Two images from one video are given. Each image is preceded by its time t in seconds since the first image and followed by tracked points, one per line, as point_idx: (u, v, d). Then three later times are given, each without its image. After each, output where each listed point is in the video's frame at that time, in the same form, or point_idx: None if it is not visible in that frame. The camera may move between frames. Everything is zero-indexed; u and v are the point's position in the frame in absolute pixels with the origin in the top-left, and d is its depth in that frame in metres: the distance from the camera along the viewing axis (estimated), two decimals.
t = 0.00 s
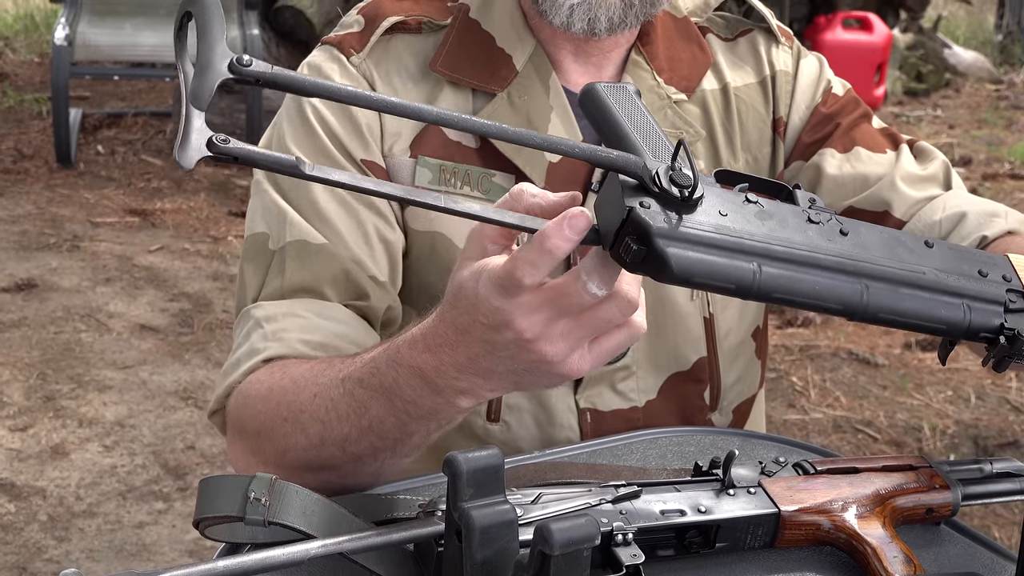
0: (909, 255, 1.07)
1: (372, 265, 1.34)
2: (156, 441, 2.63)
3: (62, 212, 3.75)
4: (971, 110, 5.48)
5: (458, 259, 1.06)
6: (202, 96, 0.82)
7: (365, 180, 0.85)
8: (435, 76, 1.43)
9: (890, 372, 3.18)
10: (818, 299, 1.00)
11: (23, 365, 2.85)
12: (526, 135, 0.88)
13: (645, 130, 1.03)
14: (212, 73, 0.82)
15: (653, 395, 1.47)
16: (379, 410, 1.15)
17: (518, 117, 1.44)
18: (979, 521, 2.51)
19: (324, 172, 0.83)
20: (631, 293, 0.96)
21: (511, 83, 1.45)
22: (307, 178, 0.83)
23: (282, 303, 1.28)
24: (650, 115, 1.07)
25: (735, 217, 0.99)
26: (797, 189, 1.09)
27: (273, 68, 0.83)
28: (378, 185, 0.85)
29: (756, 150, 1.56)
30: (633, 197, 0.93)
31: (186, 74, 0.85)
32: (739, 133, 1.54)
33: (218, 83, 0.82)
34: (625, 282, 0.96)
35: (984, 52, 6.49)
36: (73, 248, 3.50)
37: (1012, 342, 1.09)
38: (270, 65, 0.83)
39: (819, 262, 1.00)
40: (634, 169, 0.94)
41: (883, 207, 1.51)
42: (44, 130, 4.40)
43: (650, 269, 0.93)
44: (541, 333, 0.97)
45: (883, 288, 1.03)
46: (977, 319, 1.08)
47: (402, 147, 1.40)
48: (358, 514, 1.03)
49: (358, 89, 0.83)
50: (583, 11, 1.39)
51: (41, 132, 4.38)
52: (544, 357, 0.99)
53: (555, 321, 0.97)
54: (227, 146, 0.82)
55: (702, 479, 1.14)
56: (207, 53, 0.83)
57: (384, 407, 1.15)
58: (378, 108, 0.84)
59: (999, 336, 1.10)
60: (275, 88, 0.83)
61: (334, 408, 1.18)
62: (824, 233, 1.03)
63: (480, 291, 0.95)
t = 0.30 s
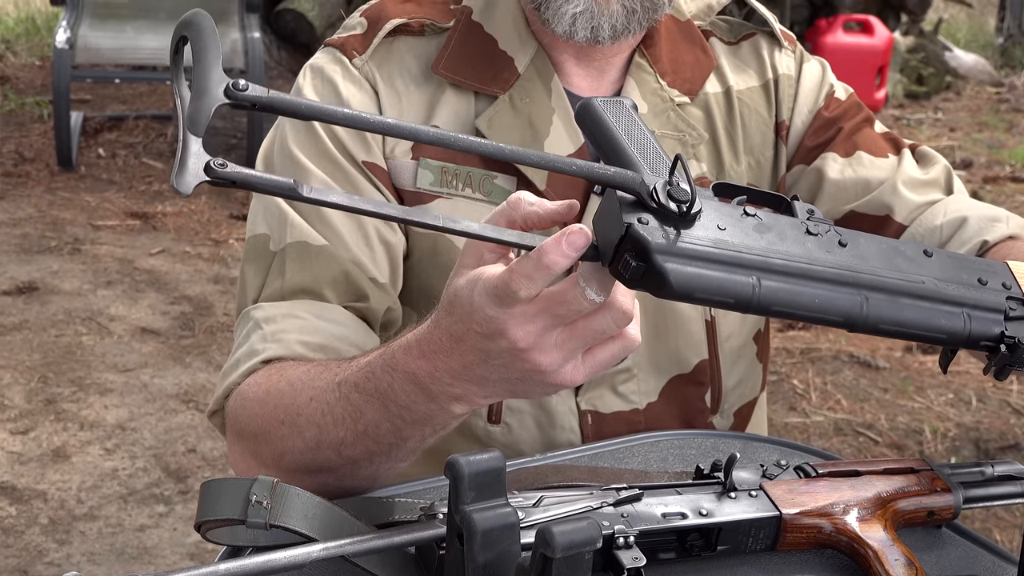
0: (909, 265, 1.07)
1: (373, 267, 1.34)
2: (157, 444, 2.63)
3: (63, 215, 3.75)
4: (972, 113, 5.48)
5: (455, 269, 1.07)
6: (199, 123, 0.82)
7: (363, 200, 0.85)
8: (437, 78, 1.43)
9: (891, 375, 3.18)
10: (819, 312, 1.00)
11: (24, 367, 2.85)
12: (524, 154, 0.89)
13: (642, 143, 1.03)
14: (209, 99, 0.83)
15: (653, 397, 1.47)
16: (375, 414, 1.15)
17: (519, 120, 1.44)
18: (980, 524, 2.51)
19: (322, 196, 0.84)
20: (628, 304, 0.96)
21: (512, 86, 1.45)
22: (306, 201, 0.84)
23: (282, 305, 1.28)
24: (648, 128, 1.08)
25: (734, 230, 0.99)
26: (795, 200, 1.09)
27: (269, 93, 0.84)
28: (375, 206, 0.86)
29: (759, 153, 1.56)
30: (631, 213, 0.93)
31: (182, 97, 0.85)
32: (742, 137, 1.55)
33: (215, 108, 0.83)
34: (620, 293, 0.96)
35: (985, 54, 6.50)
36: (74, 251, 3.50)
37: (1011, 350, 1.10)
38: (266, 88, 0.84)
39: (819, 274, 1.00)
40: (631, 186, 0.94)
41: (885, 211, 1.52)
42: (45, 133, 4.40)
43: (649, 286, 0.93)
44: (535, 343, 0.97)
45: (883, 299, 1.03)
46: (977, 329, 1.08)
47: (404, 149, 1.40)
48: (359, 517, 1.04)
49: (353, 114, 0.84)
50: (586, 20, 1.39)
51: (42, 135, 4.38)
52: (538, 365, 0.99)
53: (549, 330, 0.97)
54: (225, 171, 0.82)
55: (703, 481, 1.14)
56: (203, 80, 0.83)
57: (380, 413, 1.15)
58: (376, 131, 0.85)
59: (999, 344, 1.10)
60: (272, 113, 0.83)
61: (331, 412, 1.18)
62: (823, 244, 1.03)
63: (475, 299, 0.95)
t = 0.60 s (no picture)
0: (909, 265, 1.08)
1: (370, 270, 1.35)
2: (156, 446, 2.63)
3: (63, 217, 3.75)
4: (972, 115, 5.48)
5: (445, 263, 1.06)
6: (199, 119, 0.83)
7: (363, 199, 0.86)
8: (436, 80, 1.43)
9: (891, 377, 3.18)
10: (819, 312, 1.01)
11: (24, 369, 2.85)
12: (526, 153, 0.89)
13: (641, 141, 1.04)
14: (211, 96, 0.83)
15: (653, 399, 1.47)
16: (361, 411, 1.15)
17: (519, 122, 1.44)
18: (980, 526, 2.51)
19: (321, 193, 0.85)
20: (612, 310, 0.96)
21: (512, 88, 1.45)
22: (306, 198, 0.85)
23: (279, 305, 1.28)
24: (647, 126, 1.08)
25: (734, 230, 0.99)
26: (795, 200, 1.09)
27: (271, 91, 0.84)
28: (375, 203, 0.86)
29: (759, 155, 1.56)
30: (632, 213, 0.94)
31: (182, 94, 0.85)
32: (741, 139, 1.55)
33: (215, 106, 0.83)
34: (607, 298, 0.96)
35: (984, 57, 6.51)
36: (73, 252, 3.50)
37: (1011, 352, 1.10)
38: (266, 86, 0.84)
39: (819, 274, 1.00)
40: (631, 185, 0.94)
41: (886, 214, 1.52)
42: (45, 134, 4.40)
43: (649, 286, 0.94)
44: (518, 342, 0.97)
45: (883, 298, 1.04)
46: (978, 329, 1.08)
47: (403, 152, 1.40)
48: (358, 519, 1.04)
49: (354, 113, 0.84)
50: (585, 14, 1.40)
51: (42, 137, 4.38)
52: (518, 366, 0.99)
53: (532, 331, 0.97)
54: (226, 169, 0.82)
55: (702, 483, 1.13)
56: (203, 75, 0.83)
57: (367, 410, 1.15)
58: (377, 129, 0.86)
59: (999, 346, 1.10)
60: (273, 111, 0.84)
61: (318, 410, 1.18)
62: (822, 245, 1.04)
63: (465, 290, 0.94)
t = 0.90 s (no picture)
0: (904, 277, 1.09)
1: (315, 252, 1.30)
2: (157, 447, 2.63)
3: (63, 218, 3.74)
4: (972, 115, 5.48)
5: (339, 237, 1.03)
6: (190, 161, 0.81)
7: (356, 233, 0.85)
8: (436, 78, 1.44)
9: (891, 378, 3.18)
10: (816, 330, 1.02)
11: (24, 371, 2.85)
12: (517, 184, 0.88)
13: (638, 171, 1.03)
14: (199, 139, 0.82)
15: (652, 399, 1.47)
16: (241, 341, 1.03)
17: (520, 121, 1.44)
18: (981, 527, 2.50)
19: (314, 231, 0.84)
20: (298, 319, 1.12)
21: (513, 86, 1.45)
22: (298, 237, 0.84)
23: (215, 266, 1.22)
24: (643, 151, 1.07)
25: (729, 251, 1.01)
26: (790, 214, 1.10)
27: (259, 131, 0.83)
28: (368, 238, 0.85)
29: (761, 155, 1.56)
30: (625, 237, 0.95)
31: (172, 134, 0.85)
32: (744, 140, 1.55)
33: (205, 148, 0.82)
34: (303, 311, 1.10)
35: (984, 57, 6.51)
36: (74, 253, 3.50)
37: (1011, 360, 1.10)
38: (256, 128, 0.83)
39: (814, 291, 1.02)
40: (625, 211, 0.95)
41: (889, 213, 1.52)
42: (45, 135, 4.40)
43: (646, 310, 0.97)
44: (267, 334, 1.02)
45: (878, 314, 1.05)
46: (976, 340, 1.09)
47: (402, 144, 1.40)
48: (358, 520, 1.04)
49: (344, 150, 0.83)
50: (588, 23, 1.40)
51: (42, 138, 4.38)
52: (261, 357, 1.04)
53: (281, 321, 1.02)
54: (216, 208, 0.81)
55: (703, 484, 1.13)
56: (190, 118, 0.83)
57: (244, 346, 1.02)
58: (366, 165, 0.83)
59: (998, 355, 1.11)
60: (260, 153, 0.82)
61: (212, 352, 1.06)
62: (818, 261, 1.05)
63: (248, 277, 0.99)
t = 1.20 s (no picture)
0: (902, 281, 1.09)
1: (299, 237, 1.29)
2: (157, 447, 2.63)
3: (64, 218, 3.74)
4: (973, 115, 5.48)
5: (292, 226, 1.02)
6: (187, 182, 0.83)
7: (354, 246, 0.85)
8: (430, 77, 1.44)
9: (892, 378, 3.18)
10: (815, 336, 1.02)
11: (24, 371, 2.85)
12: (513, 196, 0.88)
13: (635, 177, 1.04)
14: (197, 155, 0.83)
15: (649, 398, 1.47)
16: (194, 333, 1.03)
17: (513, 120, 1.43)
18: (981, 526, 2.50)
19: (312, 244, 0.84)
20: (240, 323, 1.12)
21: (506, 85, 1.44)
22: (295, 250, 0.85)
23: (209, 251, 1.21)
24: (639, 157, 1.08)
25: (726, 258, 1.01)
26: (787, 219, 1.11)
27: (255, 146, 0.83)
28: (365, 250, 0.86)
29: (756, 155, 1.56)
30: (622, 246, 0.96)
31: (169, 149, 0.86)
32: (739, 139, 1.55)
33: (201, 165, 0.83)
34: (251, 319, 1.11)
35: (985, 57, 6.52)
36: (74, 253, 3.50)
37: (1009, 363, 1.10)
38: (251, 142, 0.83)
39: (812, 297, 1.02)
40: (622, 220, 0.96)
41: (887, 213, 1.51)
42: (46, 136, 4.40)
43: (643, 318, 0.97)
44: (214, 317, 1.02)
45: (877, 318, 1.05)
46: (975, 343, 1.09)
47: (397, 142, 1.40)
48: (358, 520, 1.04)
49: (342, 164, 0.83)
50: (577, 23, 1.40)
51: (43, 139, 4.37)
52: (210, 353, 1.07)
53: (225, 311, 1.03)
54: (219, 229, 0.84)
55: (703, 484, 1.13)
56: (188, 141, 0.83)
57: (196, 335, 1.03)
58: (364, 179, 0.84)
59: (997, 358, 1.11)
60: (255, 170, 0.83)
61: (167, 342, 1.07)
62: (816, 266, 1.06)
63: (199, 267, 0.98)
